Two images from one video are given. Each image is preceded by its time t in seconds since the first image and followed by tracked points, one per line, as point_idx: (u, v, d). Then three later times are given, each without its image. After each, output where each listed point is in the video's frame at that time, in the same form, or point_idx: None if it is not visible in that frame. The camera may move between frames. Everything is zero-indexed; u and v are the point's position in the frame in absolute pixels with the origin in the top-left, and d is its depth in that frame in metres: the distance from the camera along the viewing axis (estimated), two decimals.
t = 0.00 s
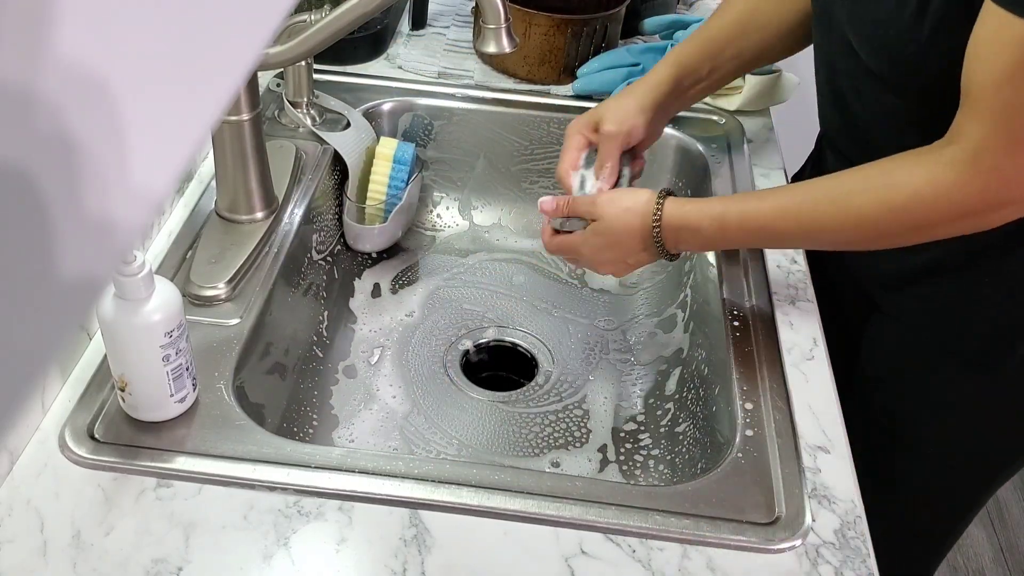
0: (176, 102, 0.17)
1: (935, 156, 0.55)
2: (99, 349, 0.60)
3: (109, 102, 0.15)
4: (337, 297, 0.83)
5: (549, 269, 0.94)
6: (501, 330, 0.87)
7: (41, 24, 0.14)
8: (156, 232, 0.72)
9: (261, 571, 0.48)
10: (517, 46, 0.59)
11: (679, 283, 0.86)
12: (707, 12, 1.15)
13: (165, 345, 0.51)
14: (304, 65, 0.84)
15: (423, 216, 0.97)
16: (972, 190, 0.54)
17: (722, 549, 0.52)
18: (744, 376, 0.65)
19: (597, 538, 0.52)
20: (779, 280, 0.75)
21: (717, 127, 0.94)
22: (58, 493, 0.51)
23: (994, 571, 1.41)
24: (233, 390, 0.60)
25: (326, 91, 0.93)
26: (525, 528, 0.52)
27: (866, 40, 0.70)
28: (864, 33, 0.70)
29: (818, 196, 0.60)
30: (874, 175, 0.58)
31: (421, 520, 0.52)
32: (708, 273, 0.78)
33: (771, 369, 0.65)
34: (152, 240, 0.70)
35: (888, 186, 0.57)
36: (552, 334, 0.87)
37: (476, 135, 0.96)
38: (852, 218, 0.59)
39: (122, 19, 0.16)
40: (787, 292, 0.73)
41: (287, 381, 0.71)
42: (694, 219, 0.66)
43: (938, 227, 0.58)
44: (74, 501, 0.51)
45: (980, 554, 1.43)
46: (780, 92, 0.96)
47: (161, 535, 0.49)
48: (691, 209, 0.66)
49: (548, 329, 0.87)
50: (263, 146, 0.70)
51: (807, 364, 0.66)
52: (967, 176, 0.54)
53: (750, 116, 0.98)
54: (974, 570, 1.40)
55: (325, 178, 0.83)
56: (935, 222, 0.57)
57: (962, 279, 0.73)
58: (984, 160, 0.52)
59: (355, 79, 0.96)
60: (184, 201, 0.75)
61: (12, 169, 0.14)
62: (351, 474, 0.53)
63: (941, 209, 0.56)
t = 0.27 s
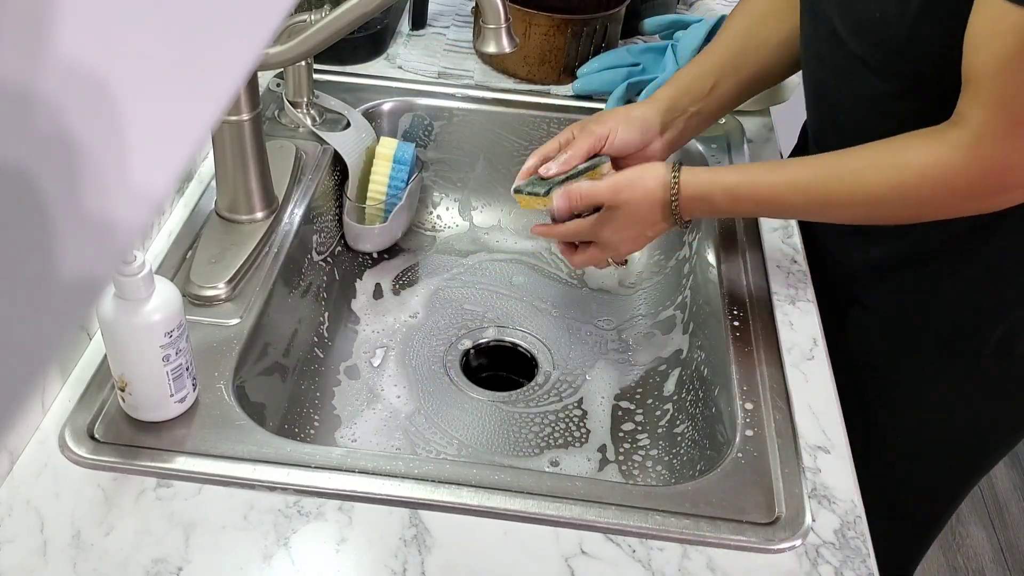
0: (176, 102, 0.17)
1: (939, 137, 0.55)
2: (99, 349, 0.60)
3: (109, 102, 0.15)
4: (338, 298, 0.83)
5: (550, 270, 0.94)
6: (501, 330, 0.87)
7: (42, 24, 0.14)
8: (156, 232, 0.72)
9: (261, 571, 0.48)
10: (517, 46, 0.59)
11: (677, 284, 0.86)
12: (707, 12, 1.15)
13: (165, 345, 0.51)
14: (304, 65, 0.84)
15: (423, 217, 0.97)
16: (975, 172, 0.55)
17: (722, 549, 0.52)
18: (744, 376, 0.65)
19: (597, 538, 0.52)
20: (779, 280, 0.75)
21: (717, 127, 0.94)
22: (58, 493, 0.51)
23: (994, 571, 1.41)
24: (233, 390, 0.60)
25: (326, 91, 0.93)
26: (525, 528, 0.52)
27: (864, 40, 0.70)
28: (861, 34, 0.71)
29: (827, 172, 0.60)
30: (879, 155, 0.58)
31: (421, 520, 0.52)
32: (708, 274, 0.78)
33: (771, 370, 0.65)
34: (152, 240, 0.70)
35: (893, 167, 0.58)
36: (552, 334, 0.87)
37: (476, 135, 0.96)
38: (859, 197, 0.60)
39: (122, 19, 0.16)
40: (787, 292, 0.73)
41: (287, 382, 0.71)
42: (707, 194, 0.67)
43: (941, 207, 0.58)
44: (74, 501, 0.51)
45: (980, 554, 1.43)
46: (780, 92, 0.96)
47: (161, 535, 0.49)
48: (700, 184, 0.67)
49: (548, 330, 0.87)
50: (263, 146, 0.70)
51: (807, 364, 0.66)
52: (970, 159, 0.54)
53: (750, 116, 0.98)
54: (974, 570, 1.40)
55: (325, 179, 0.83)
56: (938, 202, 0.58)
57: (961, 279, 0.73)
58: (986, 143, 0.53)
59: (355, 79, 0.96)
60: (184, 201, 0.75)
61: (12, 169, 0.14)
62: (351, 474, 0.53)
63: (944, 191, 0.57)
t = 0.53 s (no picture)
0: (175, 102, 0.17)
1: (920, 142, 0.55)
2: (100, 349, 0.60)
3: (108, 102, 0.15)
4: (338, 298, 0.83)
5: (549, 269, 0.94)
6: (501, 330, 0.87)
7: (42, 24, 0.14)
8: (156, 232, 0.72)
9: (262, 571, 0.48)
10: (517, 46, 0.59)
11: (677, 284, 0.86)
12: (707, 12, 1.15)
13: (165, 345, 0.51)
14: (304, 65, 0.84)
15: (423, 217, 0.97)
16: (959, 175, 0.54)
17: (723, 549, 0.52)
18: (745, 376, 0.65)
19: (597, 538, 0.52)
20: (779, 280, 0.75)
21: (717, 127, 0.94)
22: (58, 493, 0.51)
23: (994, 571, 1.40)
24: (233, 390, 0.60)
25: (326, 91, 0.93)
26: (525, 528, 0.52)
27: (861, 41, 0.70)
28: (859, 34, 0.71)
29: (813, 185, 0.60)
30: (861, 163, 0.58)
31: (421, 520, 0.52)
32: (708, 274, 0.78)
33: (771, 369, 0.65)
34: (153, 240, 0.70)
35: (877, 176, 0.57)
36: (552, 334, 0.87)
37: (476, 135, 0.96)
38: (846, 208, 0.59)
39: (122, 19, 0.16)
40: (787, 292, 0.73)
41: (286, 382, 0.71)
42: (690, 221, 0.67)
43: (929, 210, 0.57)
44: (74, 501, 0.51)
45: (981, 554, 1.43)
46: (780, 92, 0.96)
47: (161, 535, 0.49)
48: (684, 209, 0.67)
49: (547, 330, 0.87)
50: (263, 146, 0.70)
51: (807, 364, 0.66)
52: (954, 163, 0.54)
53: (750, 116, 0.98)
54: (974, 570, 1.40)
55: (325, 179, 0.83)
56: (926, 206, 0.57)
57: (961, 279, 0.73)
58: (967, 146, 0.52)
59: (355, 80, 0.96)
60: (184, 201, 0.75)
61: (12, 169, 0.14)
62: (351, 474, 0.53)
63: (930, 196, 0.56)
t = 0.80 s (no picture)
0: (175, 102, 0.17)
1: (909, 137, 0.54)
2: (100, 348, 0.60)
3: (107, 101, 0.15)
4: (339, 298, 0.83)
5: (549, 269, 0.94)
6: (501, 330, 0.87)
7: (42, 23, 0.14)
8: (156, 232, 0.72)
9: (261, 571, 0.48)
10: (517, 46, 0.59)
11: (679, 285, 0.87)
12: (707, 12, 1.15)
13: (165, 345, 0.51)
14: (304, 65, 0.84)
15: (423, 217, 0.97)
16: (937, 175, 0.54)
17: (723, 549, 0.52)
18: (745, 376, 0.65)
19: (597, 538, 0.52)
20: (779, 280, 0.75)
21: (717, 127, 0.94)
22: (58, 493, 0.51)
23: (994, 571, 1.41)
24: (233, 390, 0.60)
25: (326, 91, 0.93)
26: (525, 528, 0.52)
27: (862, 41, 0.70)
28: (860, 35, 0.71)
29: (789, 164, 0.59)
30: (844, 149, 0.57)
31: (421, 520, 0.52)
32: (709, 274, 0.78)
33: (771, 369, 0.65)
34: (152, 240, 0.70)
35: (858, 166, 0.56)
36: (551, 334, 0.87)
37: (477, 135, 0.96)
38: (821, 196, 0.58)
39: (121, 19, 0.16)
40: (787, 292, 0.73)
41: (286, 382, 0.71)
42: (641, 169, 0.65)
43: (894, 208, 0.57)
44: (74, 501, 0.51)
45: (981, 554, 1.43)
46: (781, 92, 0.96)
47: (161, 535, 0.49)
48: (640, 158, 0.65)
49: (548, 329, 0.87)
50: (263, 146, 0.70)
51: (807, 364, 0.66)
52: (939, 163, 0.53)
53: (750, 116, 0.98)
54: (974, 570, 1.40)
55: (325, 179, 0.83)
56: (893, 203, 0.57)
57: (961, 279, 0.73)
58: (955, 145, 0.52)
59: (355, 80, 0.96)
60: (184, 201, 0.75)
61: (11, 169, 0.14)
62: (351, 474, 0.53)
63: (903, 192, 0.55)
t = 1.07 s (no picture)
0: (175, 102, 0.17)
1: (988, 227, 0.52)
2: (100, 348, 0.60)
3: (106, 101, 0.15)
4: (339, 298, 0.83)
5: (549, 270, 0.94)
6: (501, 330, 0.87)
7: (41, 22, 0.14)
8: (156, 232, 0.72)
9: (261, 571, 0.48)
10: (517, 46, 0.59)
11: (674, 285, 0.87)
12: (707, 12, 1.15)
13: (165, 345, 0.51)
14: (304, 65, 0.84)
15: (423, 217, 0.97)
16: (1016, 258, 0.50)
17: (723, 549, 0.52)
18: (744, 376, 0.65)
19: (597, 538, 0.52)
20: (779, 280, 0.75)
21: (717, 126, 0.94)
22: (58, 493, 0.51)
23: (994, 571, 1.41)
24: (233, 390, 0.60)
25: (326, 91, 0.93)
26: (525, 528, 0.52)
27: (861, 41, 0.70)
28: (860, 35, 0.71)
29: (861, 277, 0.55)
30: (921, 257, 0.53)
31: (421, 520, 0.52)
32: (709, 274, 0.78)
33: (770, 369, 0.66)
34: (152, 240, 0.70)
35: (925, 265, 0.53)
36: (551, 334, 0.87)
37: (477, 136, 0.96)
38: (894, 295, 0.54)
39: (120, 18, 0.16)
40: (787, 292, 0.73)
41: (286, 381, 0.71)
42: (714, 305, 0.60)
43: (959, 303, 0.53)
44: (74, 501, 0.51)
45: (981, 554, 1.43)
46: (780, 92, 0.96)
47: (161, 535, 0.49)
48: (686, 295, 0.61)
49: (548, 330, 0.87)
50: (262, 146, 0.70)
51: (807, 364, 0.66)
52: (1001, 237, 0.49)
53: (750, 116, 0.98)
54: (974, 570, 1.41)
55: (325, 179, 0.83)
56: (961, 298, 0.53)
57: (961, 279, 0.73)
58: None
59: (356, 79, 0.96)
60: (184, 201, 0.75)
61: (10, 167, 0.14)
62: (351, 474, 0.53)
63: (983, 280, 0.52)
